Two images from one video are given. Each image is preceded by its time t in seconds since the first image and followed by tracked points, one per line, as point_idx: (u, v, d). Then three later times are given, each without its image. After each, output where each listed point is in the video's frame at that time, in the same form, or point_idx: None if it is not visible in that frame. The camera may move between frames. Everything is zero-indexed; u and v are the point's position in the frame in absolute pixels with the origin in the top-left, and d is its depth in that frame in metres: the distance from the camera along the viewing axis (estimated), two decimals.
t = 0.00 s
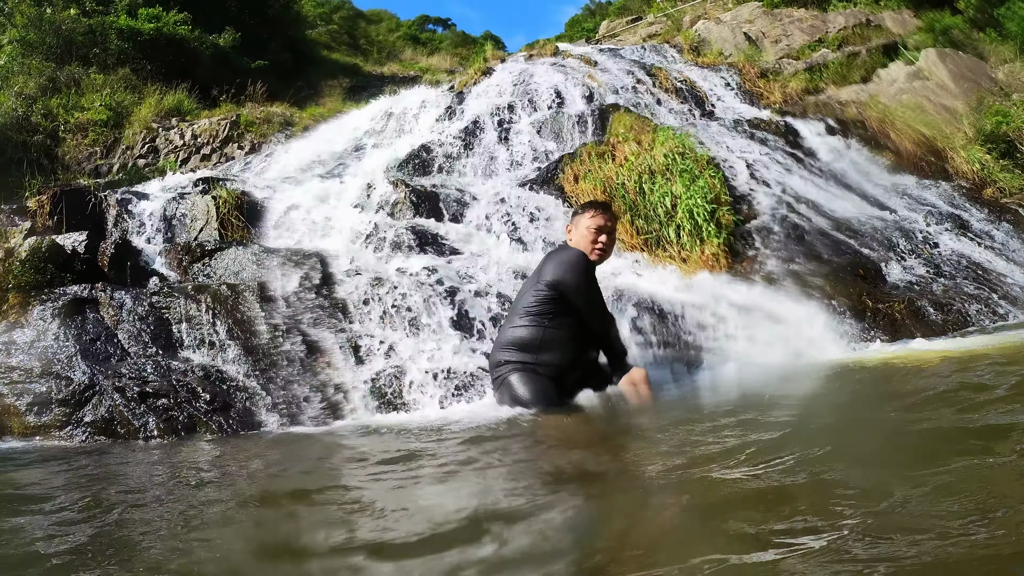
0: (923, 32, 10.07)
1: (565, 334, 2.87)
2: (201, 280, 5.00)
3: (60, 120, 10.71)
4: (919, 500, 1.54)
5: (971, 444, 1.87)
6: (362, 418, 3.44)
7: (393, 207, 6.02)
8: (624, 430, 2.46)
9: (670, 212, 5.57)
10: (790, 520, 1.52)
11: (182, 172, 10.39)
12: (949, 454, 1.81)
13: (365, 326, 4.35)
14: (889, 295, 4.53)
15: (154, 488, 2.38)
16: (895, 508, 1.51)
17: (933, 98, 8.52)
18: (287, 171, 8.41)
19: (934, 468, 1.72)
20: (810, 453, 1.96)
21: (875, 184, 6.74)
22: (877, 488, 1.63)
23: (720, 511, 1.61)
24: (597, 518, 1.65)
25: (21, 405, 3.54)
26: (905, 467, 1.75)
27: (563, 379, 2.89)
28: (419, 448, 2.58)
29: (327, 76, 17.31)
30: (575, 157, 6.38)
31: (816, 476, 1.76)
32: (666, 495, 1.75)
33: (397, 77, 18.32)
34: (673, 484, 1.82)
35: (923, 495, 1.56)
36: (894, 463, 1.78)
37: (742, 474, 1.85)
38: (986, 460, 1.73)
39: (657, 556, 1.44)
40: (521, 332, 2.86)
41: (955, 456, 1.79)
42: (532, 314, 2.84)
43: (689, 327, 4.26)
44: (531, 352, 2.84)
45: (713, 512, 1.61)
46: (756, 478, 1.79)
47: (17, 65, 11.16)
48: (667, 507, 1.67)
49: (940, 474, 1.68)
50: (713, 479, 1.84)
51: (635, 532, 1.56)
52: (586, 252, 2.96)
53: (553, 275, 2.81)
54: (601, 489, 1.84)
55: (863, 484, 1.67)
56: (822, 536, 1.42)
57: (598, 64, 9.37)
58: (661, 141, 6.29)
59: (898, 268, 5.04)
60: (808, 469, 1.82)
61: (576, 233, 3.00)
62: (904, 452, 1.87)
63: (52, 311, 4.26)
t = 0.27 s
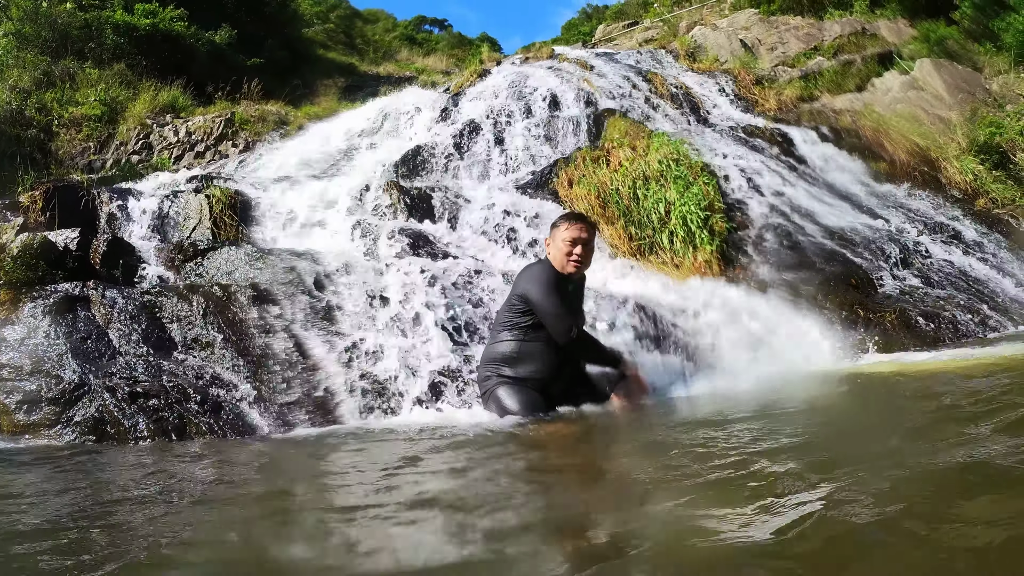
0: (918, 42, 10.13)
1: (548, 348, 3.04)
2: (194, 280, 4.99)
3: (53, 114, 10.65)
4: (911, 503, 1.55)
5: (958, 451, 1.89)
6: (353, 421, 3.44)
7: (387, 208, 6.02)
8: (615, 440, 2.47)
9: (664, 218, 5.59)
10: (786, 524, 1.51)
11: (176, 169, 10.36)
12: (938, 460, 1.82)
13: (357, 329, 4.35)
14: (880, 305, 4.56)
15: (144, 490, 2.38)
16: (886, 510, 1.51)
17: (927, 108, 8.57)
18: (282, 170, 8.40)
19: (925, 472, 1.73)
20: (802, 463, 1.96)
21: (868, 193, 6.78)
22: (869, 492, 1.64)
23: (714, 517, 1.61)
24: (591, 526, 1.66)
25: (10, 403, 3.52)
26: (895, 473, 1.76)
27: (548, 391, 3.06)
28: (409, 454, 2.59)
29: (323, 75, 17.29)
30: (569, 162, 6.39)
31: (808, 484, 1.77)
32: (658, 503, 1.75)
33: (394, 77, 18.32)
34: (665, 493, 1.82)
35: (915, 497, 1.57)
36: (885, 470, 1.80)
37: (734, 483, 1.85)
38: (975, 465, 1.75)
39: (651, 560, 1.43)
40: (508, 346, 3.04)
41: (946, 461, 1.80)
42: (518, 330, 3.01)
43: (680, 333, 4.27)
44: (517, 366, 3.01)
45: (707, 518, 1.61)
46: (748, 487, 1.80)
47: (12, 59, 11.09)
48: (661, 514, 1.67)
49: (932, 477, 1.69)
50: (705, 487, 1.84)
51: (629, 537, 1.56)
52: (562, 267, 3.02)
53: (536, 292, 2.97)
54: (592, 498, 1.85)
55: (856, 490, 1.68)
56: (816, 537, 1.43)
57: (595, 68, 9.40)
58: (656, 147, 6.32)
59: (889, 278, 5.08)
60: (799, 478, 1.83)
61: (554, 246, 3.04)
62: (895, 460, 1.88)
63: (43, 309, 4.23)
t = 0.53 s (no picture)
0: (920, 54, 10.17)
1: (542, 347, 3.07)
2: (191, 272, 4.98)
3: (53, 102, 10.61)
4: (911, 518, 1.55)
5: (955, 463, 1.90)
6: (348, 418, 3.43)
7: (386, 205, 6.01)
8: (611, 443, 2.48)
9: (663, 223, 5.60)
10: (785, 533, 1.51)
11: (175, 160, 10.34)
12: (935, 473, 1.83)
13: (355, 326, 4.34)
14: (877, 314, 4.58)
15: (137, 481, 2.37)
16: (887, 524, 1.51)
17: (928, 120, 8.60)
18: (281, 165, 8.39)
19: (924, 486, 1.74)
20: (799, 471, 1.97)
21: (867, 203, 6.80)
22: (869, 505, 1.64)
23: (713, 524, 1.61)
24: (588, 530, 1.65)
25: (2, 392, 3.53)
26: (894, 485, 1.76)
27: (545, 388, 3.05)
28: (404, 452, 2.59)
29: (325, 70, 17.27)
30: (570, 164, 6.40)
31: (808, 493, 1.77)
32: (656, 509, 1.75)
33: (395, 74, 18.32)
34: (663, 499, 1.82)
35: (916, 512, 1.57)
36: (884, 482, 1.80)
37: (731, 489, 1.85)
38: (973, 479, 1.76)
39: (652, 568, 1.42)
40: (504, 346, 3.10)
41: (943, 475, 1.81)
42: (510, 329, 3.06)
43: (677, 337, 4.27)
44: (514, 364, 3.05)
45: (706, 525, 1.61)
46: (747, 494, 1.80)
47: (12, 45, 11.04)
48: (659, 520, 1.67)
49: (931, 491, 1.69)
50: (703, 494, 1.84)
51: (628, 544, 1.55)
52: (546, 271, 3.11)
53: (517, 291, 3.06)
54: (588, 501, 1.85)
55: (855, 501, 1.68)
56: (818, 549, 1.42)
57: (596, 71, 9.41)
58: (656, 151, 6.33)
59: (887, 288, 5.10)
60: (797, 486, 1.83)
61: (540, 251, 3.15)
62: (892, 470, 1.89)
63: (38, 297, 4.22)
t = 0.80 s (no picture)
0: (924, 59, 10.15)
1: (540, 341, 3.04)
2: (189, 267, 4.97)
3: (54, 95, 10.59)
4: (909, 522, 1.54)
5: (956, 470, 1.88)
6: (345, 416, 3.42)
7: (386, 202, 6.00)
8: (608, 444, 2.46)
9: (664, 224, 5.59)
10: (787, 540, 1.49)
11: (176, 155, 10.33)
12: (936, 480, 1.82)
13: (353, 323, 4.33)
14: (877, 319, 4.57)
15: (131, 476, 2.36)
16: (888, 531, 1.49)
17: (930, 125, 8.58)
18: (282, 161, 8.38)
19: (925, 492, 1.72)
20: (799, 476, 1.95)
21: (869, 207, 6.79)
22: (869, 511, 1.62)
23: (712, 528, 1.60)
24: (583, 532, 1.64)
25: None
26: (893, 491, 1.75)
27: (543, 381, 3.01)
28: (400, 450, 2.58)
29: (327, 67, 17.24)
30: (571, 164, 6.39)
31: (807, 498, 1.75)
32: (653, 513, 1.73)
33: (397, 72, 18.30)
34: (662, 502, 1.80)
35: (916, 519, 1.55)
36: (884, 488, 1.78)
37: (730, 493, 1.84)
38: (973, 486, 1.75)
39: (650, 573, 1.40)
40: (501, 343, 3.07)
41: (944, 482, 1.79)
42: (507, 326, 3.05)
43: (677, 339, 4.25)
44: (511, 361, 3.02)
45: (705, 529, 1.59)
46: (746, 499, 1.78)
47: (14, 37, 11.01)
48: (657, 524, 1.65)
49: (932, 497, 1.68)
50: (702, 499, 1.82)
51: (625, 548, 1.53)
52: (538, 278, 3.20)
53: (514, 287, 3.06)
54: (584, 503, 1.84)
55: (854, 506, 1.67)
56: (816, 555, 1.41)
57: (599, 71, 9.40)
58: (658, 152, 6.32)
59: (887, 293, 5.09)
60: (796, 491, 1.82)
61: (534, 258, 3.24)
62: (893, 477, 1.87)
63: (36, 291, 4.21)
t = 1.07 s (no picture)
0: (927, 64, 10.16)
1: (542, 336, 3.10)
2: (192, 266, 4.97)
3: (58, 92, 10.62)
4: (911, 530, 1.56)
5: (956, 478, 1.89)
6: (348, 417, 3.43)
7: (389, 203, 6.00)
8: (610, 447, 2.47)
9: (666, 227, 5.61)
10: (792, 550, 1.49)
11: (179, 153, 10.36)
12: (937, 488, 1.82)
13: (356, 324, 4.34)
14: (880, 324, 4.57)
15: (133, 475, 2.37)
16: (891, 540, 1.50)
17: (934, 129, 8.58)
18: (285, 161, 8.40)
19: (928, 501, 1.73)
20: (802, 482, 1.95)
21: (871, 211, 6.79)
22: (873, 520, 1.63)
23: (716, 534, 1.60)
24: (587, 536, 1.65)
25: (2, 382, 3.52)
26: (897, 499, 1.75)
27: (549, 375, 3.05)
28: (401, 451, 2.59)
29: (330, 66, 17.27)
30: (574, 166, 6.39)
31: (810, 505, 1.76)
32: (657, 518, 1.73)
33: (400, 72, 18.32)
34: (665, 507, 1.81)
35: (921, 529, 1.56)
36: (887, 495, 1.79)
37: (733, 499, 1.84)
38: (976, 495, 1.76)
39: None
40: (504, 345, 3.13)
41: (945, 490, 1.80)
42: (510, 326, 3.12)
43: (679, 342, 4.25)
44: (514, 362, 3.06)
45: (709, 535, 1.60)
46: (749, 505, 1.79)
47: (18, 34, 11.01)
48: (662, 530, 1.65)
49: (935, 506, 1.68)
50: (705, 504, 1.83)
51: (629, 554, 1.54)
52: (537, 285, 3.32)
53: (514, 290, 3.17)
54: (585, 506, 1.85)
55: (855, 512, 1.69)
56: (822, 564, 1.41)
57: (602, 73, 9.40)
58: (661, 155, 6.33)
59: (889, 297, 5.10)
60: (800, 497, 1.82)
61: (532, 266, 3.35)
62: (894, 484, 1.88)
63: (39, 288, 4.21)
